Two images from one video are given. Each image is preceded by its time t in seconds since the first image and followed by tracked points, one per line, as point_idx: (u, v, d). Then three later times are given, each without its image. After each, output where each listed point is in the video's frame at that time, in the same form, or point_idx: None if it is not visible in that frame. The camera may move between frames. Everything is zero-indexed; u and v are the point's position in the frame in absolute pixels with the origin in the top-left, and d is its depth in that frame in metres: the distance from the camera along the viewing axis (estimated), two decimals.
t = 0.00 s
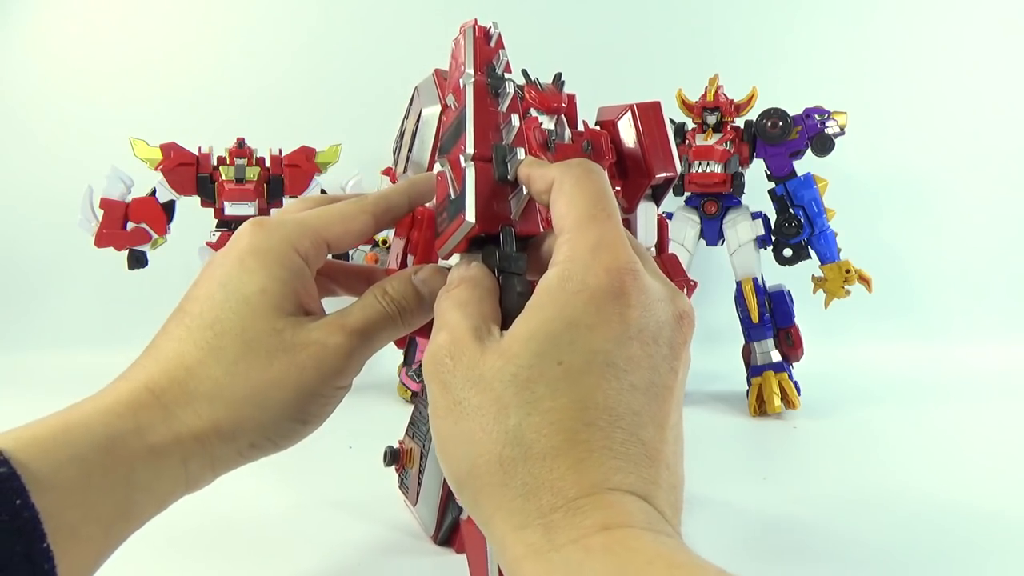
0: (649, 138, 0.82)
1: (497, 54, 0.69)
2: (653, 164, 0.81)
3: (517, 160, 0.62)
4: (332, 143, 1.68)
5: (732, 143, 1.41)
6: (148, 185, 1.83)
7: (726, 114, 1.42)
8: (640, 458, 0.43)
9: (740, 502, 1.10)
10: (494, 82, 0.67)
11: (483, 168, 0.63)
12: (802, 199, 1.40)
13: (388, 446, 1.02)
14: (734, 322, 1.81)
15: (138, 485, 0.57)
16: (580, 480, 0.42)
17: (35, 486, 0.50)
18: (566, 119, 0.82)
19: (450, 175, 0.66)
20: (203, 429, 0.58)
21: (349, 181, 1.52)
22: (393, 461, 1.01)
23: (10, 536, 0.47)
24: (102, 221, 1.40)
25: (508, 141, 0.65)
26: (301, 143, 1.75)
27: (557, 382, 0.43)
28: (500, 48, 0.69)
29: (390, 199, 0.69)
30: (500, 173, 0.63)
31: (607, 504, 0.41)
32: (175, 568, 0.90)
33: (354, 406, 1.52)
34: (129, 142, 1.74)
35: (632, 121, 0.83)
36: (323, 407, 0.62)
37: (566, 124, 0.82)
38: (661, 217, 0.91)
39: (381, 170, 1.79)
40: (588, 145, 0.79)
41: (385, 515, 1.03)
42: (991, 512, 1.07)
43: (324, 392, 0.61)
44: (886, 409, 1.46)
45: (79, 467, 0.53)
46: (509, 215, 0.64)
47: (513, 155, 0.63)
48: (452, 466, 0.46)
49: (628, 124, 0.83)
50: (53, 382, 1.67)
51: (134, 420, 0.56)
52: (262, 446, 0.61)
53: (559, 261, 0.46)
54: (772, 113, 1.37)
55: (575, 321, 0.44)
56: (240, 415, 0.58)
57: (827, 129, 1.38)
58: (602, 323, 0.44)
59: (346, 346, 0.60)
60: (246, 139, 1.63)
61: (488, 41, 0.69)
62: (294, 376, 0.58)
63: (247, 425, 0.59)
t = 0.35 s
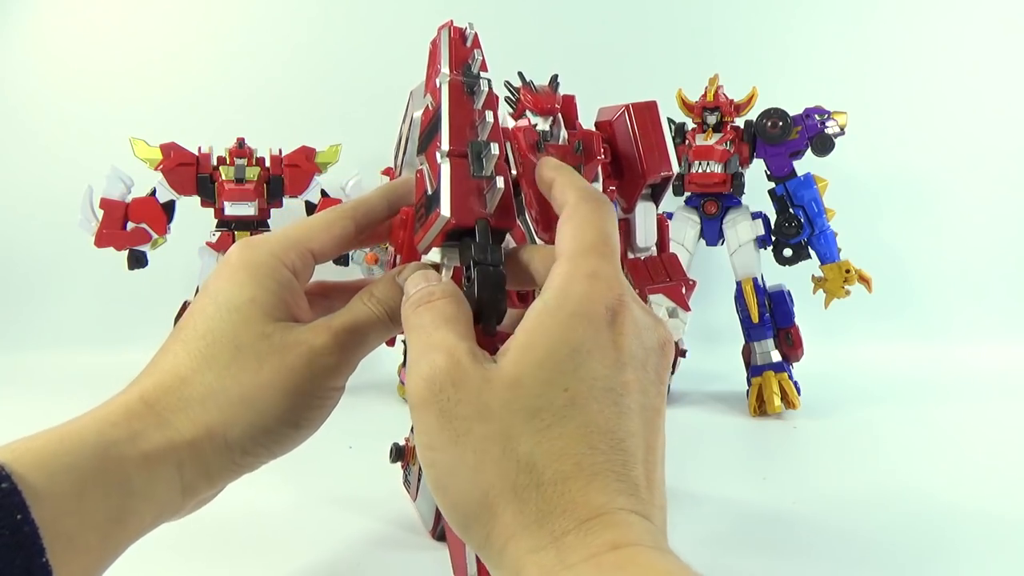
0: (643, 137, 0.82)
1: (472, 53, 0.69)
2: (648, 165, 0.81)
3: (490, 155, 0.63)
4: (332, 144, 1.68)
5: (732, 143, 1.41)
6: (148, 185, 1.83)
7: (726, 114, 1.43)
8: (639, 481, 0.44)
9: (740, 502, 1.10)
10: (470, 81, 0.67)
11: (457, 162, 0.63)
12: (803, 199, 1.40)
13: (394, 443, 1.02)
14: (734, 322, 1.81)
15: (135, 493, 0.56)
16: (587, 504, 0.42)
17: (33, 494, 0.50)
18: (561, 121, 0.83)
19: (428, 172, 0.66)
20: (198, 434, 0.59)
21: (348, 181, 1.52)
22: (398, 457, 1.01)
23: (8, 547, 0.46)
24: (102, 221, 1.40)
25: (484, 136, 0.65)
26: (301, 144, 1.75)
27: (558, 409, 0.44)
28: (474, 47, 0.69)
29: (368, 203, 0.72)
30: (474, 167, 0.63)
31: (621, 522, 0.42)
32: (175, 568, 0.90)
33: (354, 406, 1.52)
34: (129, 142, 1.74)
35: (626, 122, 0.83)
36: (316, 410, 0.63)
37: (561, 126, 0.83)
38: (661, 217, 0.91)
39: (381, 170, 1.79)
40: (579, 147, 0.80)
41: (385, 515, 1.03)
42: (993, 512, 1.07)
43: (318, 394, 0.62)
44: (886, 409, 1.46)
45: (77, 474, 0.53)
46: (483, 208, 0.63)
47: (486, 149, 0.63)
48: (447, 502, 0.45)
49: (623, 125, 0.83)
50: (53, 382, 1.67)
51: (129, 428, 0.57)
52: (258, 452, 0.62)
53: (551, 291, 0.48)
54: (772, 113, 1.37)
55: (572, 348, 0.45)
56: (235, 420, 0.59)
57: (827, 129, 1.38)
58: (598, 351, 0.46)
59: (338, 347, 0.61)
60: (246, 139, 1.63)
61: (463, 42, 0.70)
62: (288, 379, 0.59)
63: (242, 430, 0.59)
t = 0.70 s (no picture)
0: (643, 137, 0.82)
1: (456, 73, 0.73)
2: (649, 166, 0.81)
3: (466, 184, 0.67)
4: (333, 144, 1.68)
5: (732, 143, 1.41)
6: (148, 185, 1.83)
7: (726, 114, 1.43)
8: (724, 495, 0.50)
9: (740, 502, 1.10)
10: (451, 103, 0.70)
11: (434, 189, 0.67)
12: (802, 199, 1.40)
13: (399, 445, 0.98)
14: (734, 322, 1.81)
15: (124, 526, 0.57)
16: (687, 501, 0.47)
17: (27, 522, 0.52)
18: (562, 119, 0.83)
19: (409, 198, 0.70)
20: (184, 468, 0.59)
21: (349, 181, 1.52)
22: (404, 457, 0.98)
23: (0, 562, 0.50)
24: (102, 221, 1.40)
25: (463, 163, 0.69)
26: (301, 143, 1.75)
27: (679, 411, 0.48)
28: (457, 68, 0.72)
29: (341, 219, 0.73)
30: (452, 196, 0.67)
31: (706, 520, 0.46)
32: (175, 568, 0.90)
33: (354, 406, 1.52)
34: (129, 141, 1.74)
35: (629, 120, 0.83)
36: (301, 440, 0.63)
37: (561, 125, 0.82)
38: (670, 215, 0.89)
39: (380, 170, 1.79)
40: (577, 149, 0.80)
41: (385, 515, 1.03)
42: (993, 512, 1.07)
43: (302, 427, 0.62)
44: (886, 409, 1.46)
45: (65, 510, 0.54)
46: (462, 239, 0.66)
47: (463, 179, 0.67)
48: (564, 471, 0.49)
49: (626, 122, 0.83)
50: (53, 382, 1.67)
51: (117, 463, 0.57)
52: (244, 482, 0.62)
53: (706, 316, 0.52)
54: (772, 113, 1.37)
55: (721, 370, 0.50)
56: (220, 455, 0.59)
57: (827, 129, 1.38)
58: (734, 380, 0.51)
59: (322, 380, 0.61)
60: (246, 139, 1.63)
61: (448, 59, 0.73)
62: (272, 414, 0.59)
63: (228, 464, 0.59)
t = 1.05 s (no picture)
0: (629, 134, 0.82)
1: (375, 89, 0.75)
2: (633, 163, 0.81)
3: (372, 198, 0.70)
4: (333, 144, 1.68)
5: (732, 143, 1.41)
6: (149, 185, 1.83)
7: (726, 114, 1.43)
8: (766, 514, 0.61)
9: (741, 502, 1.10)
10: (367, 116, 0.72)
11: (347, 203, 0.70)
12: (802, 199, 1.40)
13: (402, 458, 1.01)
14: (734, 322, 1.81)
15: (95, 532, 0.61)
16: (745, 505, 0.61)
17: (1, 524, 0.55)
18: (544, 118, 0.83)
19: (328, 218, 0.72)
20: (152, 470, 0.63)
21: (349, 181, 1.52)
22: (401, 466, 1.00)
23: None
24: (102, 221, 1.40)
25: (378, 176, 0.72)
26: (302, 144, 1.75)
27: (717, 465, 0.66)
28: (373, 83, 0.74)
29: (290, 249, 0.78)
30: (360, 208, 0.70)
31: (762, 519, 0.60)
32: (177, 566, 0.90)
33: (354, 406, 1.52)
34: (130, 141, 1.75)
35: (612, 118, 0.83)
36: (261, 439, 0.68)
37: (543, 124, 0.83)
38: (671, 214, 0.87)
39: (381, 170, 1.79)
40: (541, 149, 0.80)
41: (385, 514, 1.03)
42: (995, 512, 1.07)
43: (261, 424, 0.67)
44: (886, 409, 1.46)
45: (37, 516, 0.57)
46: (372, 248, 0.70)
47: (369, 193, 0.70)
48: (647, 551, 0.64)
49: (610, 120, 0.83)
50: (54, 382, 1.67)
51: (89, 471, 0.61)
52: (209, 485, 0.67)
53: (688, 426, 0.72)
54: (772, 113, 1.37)
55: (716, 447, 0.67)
56: (186, 453, 0.64)
57: (827, 129, 1.38)
58: (732, 445, 0.68)
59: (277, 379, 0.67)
60: (247, 139, 1.63)
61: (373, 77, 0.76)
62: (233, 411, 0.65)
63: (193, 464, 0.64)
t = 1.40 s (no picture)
0: (645, 140, 0.82)
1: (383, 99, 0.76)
2: (648, 170, 0.81)
3: (394, 217, 0.70)
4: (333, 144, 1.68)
5: (732, 143, 1.40)
6: (149, 185, 1.83)
7: (726, 114, 1.43)
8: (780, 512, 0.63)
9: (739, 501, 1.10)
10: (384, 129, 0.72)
11: (365, 221, 0.71)
12: (802, 199, 1.40)
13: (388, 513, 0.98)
14: (734, 322, 1.81)
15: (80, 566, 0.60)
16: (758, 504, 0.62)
17: None
18: (555, 118, 0.83)
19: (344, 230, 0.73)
20: (125, 498, 0.63)
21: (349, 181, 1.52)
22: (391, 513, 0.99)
23: None
24: (102, 221, 1.40)
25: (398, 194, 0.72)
26: (302, 144, 1.75)
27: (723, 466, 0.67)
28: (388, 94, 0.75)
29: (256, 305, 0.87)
30: (377, 229, 0.70)
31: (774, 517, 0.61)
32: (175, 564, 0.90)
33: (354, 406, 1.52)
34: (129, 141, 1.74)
35: (626, 120, 0.83)
36: (228, 461, 0.69)
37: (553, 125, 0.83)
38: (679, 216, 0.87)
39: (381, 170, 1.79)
40: (556, 154, 0.80)
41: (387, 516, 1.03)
42: (996, 513, 1.07)
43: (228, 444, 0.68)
44: (885, 409, 1.46)
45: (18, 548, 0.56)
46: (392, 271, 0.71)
47: (389, 212, 0.70)
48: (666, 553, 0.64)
49: (623, 123, 0.83)
50: (53, 382, 1.67)
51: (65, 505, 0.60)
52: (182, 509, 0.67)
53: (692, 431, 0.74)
54: (772, 113, 1.37)
55: (724, 449, 0.69)
56: (152, 479, 0.64)
57: (827, 129, 1.38)
58: (740, 447, 0.70)
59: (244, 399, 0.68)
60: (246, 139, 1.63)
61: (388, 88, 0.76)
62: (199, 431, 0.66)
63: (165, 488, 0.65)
